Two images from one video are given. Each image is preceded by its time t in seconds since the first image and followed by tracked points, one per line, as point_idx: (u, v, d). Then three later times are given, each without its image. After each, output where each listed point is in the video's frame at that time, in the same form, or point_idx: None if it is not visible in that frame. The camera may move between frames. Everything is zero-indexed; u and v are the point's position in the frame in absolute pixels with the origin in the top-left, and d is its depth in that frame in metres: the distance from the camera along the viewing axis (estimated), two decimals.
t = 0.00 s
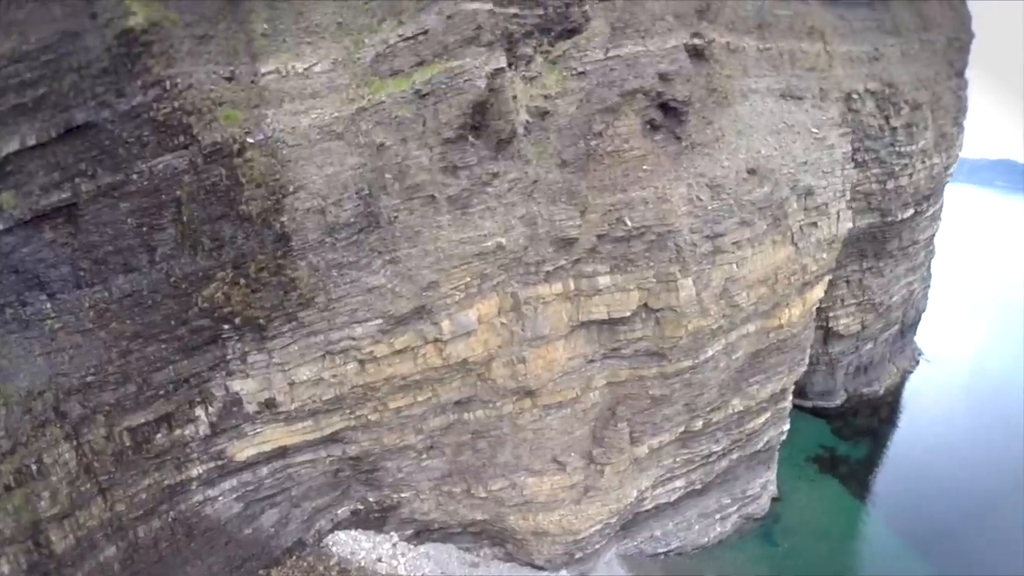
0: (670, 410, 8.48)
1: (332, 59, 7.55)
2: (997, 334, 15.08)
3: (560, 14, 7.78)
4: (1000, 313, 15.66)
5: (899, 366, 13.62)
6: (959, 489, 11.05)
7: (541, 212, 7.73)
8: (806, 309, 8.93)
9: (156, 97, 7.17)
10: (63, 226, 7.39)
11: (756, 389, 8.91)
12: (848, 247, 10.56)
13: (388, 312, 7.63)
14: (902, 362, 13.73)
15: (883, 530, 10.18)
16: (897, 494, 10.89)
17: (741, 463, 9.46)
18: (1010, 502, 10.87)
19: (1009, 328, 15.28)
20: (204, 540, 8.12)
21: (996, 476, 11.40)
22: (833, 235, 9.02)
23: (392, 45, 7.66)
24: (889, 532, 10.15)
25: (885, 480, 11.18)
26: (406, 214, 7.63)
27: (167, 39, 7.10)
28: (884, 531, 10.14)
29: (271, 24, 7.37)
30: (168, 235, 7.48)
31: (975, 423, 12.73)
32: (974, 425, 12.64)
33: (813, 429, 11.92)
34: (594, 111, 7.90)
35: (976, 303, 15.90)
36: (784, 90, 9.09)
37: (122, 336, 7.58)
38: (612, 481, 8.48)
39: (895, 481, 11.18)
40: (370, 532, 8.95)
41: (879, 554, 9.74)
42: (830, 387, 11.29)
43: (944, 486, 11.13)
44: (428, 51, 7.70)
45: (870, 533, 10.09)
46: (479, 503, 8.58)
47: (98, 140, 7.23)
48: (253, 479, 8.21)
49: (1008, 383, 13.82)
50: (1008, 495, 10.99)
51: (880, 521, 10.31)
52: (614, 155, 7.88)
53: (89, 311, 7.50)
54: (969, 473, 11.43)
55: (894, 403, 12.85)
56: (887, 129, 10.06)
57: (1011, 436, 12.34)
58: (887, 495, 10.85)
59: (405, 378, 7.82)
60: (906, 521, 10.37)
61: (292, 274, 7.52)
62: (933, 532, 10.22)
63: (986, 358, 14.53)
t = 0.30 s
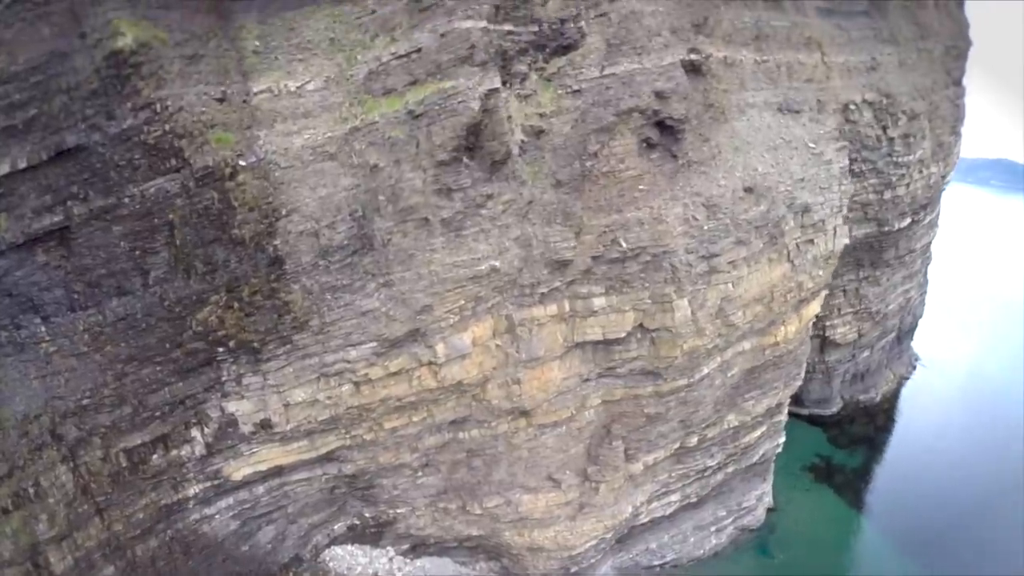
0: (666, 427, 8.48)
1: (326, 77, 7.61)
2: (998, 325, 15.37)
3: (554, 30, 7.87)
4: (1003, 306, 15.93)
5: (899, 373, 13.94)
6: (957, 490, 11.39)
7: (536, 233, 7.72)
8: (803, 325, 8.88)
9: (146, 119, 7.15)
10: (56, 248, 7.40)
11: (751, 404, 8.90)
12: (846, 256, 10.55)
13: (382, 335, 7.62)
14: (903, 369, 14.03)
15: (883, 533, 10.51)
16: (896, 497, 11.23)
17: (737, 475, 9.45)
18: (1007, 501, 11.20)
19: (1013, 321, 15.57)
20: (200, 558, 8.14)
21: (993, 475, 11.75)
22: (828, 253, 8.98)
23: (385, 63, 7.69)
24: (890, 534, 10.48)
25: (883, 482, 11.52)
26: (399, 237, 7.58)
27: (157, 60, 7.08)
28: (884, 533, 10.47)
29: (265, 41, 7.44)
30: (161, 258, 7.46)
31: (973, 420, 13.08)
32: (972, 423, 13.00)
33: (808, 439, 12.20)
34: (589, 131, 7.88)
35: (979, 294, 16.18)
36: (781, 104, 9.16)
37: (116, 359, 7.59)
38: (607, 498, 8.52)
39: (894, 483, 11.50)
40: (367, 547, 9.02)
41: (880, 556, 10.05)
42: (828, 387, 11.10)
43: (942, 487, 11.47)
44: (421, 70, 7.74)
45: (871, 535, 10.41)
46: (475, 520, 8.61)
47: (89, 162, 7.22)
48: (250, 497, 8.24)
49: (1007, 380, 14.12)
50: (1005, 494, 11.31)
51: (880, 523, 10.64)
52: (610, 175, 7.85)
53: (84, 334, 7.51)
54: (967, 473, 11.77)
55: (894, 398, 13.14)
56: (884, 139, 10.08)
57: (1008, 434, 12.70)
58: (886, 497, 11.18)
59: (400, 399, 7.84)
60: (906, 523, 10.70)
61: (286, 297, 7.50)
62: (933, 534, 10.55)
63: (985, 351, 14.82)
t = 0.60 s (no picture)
0: (662, 445, 8.49)
1: (320, 94, 7.51)
2: (997, 326, 16.19)
3: (552, 47, 7.81)
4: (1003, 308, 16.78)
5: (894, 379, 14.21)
6: (953, 492, 11.94)
7: (532, 255, 7.68)
8: (800, 340, 8.86)
9: (138, 142, 7.11)
10: (50, 271, 7.36)
11: (748, 420, 8.89)
12: (845, 265, 10.54)
13: (377, 358, 7.61)
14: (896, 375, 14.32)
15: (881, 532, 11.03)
16: (894, 497, 11.75)
17: (733, 489, 9.46)
18: (1001, 505, 11.73)
19: (1012, 321, 16.37)
20: None
21: (989, 479, 12.29)
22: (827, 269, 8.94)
23: (379, 81, 7.61)
24: (888, 532, 11.01)
25: (881, 483, 12.05)
26: (394, 260, 7.55)
27: (149, 82, 7.06)
28: (882, 532, 10.99)
29: (259, 59, 7.37)
30: (156, 281, 7.41)
31: (971, 423, 13.66)
32: (970, 425, 13.55)
33: (807, 447, 12.47)
34: (587, 151, 7.81)
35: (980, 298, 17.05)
36: (780, 117, 9.19)
37: (112, 382, 7.58)
38: (603, 514, 8.55)
39: (892, 484, 12.02)
40: (364, 561, 9.07)
41: (877, 554, 10.59)
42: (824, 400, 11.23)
43: (939, 489, 12.01)
44: (416, 88, 7.67)
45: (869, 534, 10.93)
46: (472, 536, 8.65)
47: (82, 185, 7.17)
48: (247, 515, 8.27)
49: (1007, 376, 14.87)
50: (1000, 498, 11.85)
51: (878, 523, 11.17)
52: (607, 196, 7.83)
53: (79, 357, 7.48)
54: (962, 476, 12.34)
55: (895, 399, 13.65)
56: (883, 150, 10.06)
57: (1005, 437, 13.26)
58: (885, 497, 11.72)
59: (396, 420, 7.83)
60: (903, 522, 11.21)
61: (281, 320, 7.47)
62: (928, 533, 11.08)
63: (985, 350, 15.57)
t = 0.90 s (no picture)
0: (659, 462, 8.50)
1: (315, 113, 7.55)
2: (996, 326, 16.75)
3: (550, 64, 7.84)
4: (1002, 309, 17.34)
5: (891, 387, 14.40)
6: (951, 493, 12.61)
7: (529, 277, 7.65)
8: (798, 357, 8.82)
9: (132, 166, 7.12)
10: (45, 294, 7.35)
11: (745, 436, 8.91)
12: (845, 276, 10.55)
13: (374, 381, 7.59)
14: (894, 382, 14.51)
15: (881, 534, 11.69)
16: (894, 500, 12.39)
17: (729, 502, 9.53)
18: (998, 506, 12.40)
19: (1011, 321, 16.93)
20: None
21: (986, 480, 12.95)
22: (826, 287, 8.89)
23: (375, 100, 7.63)
24: (889, 534, 11.66)
25: (880, 486, 12.69)
26: (390, 283, 7.50)
27: (141, 104, 7.11)
28: (882, 534, 11.65)
29: (253, 77, 7.42)
30: (151, 305, 7.40)
31: (968, 425, 14.29)
32: (968, 428, 14.20)
33: (805, 457, 12.89)
34: (584, 171, 7.79)
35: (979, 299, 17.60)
36: (780, 131, 9.19)
37: (109, 405, 7.57)
38: (600, 531, 8.59)
39: (891, 486, 12.65)
40: None
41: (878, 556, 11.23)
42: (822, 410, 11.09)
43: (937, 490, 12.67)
44: (412, 108, 7.66)
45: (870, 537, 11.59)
46: (469, 552, 8.61)
47: (76, 210, 7.16)
48: (245, 532, 8.23)
49: (1007, 375, 15.44)
50: (996, 499, 12.51)
51: (878, 525, 11.83)
52: (606, 218, 7.79)
53: (76, 380, 7.47)
54: (960, 478, 13.01)
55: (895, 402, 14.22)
56: (883, 160, 10.14)
57: (1002, 438, 13.90)
58: (885, 500, 12.37)
59: (393, 442, 7.83)
60: (903, 524, 11.86)
61: (277, 343, 7.44)
62: (929, 534, 11.73)
63: (986, 350, 16.13)
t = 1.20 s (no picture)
0: (657, 480, 8.51)
1: (311, 133, 7.47)
2: (997, 323, 16.85)
3: (548, 83, 7.87)
4: (1002, 306, 17.41)
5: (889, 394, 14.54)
6: (952, 493, 12.79)
7: (527, 300, 7.62)
8: (796, 374, 8.80)
9: (126, 191, 7.09)
10: (42, 318, 7.35)
11: (743, 452, 8.90)
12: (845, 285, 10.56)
13: (372, 405, 7.59)
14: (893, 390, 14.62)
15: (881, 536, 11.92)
16: (894, 502, 12.62)
17: (727, 516, 9.52)
18: (999, 504, 12.53)
19: (1013, 318, 17.01)
20: None
21: (988, 479, 13.08)
22: (824, 306, 8.86)
23: (371, 120, 7.56)
24: (889, 535, 11.89)
25: (881, 487, 12.91)
26: (388, 306, 7.47)
27: (134, 128, 7.08)
28: (882, 535, 11.88)
29: (249, 97, 7.32)
30: (148, 329, 7.38)
31: (970, 423, 14.46)
32: (970, 426, 14.36)
33: (804, 464, 13.08)
34: (583, 194, 7.76)
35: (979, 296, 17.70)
36: (781, 145, 9.20)
37: (108, 428, 7.58)
38: (597, 548, 8.59)
39: (892, 488, 12.87)
40: None
41: (877, 556, 11.47)
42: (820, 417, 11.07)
43: (937, 491, 12.87)
44: (409, 129, 7.59)
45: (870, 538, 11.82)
46: (467, 568, 8.59)
47: (71, 234, 7.15)
48: (245, 550, 8.21)
49: (1007, 373, 15.55)
50: (998, 498, 12.65)
51: (878, 526, 12.05)
52: (604, 240, 7.79)
53: (74, 404, 7.49)
54: (962, 476, 13.16)
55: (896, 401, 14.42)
56: (885, 172, 10.15)
57: (1004, 436, 14.04)
58: (886, 501, 12.60)
59: (391, 463, 7.84)
60: (903, 525, 12.08)
61: (274, 367, 7.43)
62: (930, 535, 11.93)
63: (986, 348, 16.25)
